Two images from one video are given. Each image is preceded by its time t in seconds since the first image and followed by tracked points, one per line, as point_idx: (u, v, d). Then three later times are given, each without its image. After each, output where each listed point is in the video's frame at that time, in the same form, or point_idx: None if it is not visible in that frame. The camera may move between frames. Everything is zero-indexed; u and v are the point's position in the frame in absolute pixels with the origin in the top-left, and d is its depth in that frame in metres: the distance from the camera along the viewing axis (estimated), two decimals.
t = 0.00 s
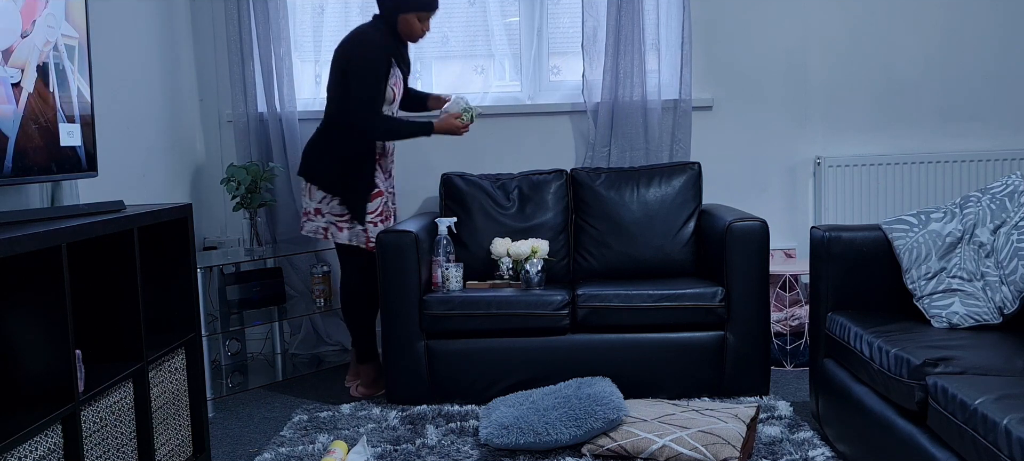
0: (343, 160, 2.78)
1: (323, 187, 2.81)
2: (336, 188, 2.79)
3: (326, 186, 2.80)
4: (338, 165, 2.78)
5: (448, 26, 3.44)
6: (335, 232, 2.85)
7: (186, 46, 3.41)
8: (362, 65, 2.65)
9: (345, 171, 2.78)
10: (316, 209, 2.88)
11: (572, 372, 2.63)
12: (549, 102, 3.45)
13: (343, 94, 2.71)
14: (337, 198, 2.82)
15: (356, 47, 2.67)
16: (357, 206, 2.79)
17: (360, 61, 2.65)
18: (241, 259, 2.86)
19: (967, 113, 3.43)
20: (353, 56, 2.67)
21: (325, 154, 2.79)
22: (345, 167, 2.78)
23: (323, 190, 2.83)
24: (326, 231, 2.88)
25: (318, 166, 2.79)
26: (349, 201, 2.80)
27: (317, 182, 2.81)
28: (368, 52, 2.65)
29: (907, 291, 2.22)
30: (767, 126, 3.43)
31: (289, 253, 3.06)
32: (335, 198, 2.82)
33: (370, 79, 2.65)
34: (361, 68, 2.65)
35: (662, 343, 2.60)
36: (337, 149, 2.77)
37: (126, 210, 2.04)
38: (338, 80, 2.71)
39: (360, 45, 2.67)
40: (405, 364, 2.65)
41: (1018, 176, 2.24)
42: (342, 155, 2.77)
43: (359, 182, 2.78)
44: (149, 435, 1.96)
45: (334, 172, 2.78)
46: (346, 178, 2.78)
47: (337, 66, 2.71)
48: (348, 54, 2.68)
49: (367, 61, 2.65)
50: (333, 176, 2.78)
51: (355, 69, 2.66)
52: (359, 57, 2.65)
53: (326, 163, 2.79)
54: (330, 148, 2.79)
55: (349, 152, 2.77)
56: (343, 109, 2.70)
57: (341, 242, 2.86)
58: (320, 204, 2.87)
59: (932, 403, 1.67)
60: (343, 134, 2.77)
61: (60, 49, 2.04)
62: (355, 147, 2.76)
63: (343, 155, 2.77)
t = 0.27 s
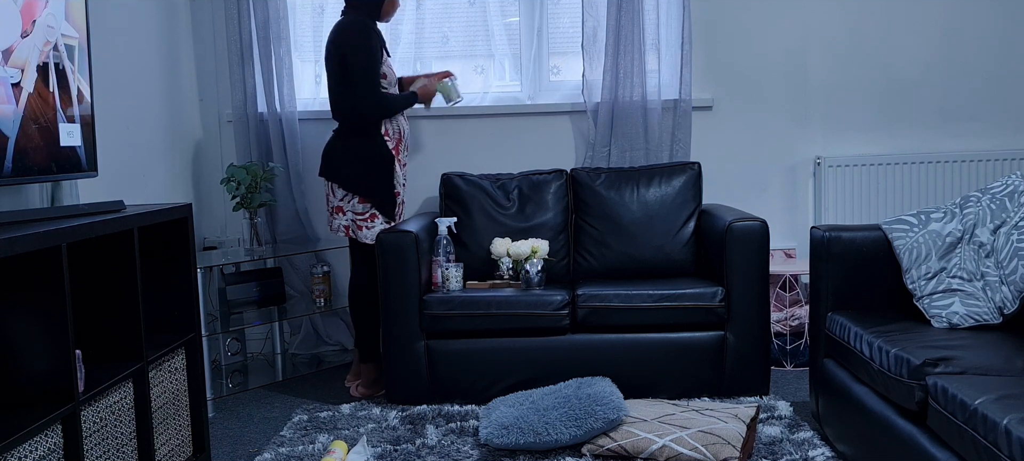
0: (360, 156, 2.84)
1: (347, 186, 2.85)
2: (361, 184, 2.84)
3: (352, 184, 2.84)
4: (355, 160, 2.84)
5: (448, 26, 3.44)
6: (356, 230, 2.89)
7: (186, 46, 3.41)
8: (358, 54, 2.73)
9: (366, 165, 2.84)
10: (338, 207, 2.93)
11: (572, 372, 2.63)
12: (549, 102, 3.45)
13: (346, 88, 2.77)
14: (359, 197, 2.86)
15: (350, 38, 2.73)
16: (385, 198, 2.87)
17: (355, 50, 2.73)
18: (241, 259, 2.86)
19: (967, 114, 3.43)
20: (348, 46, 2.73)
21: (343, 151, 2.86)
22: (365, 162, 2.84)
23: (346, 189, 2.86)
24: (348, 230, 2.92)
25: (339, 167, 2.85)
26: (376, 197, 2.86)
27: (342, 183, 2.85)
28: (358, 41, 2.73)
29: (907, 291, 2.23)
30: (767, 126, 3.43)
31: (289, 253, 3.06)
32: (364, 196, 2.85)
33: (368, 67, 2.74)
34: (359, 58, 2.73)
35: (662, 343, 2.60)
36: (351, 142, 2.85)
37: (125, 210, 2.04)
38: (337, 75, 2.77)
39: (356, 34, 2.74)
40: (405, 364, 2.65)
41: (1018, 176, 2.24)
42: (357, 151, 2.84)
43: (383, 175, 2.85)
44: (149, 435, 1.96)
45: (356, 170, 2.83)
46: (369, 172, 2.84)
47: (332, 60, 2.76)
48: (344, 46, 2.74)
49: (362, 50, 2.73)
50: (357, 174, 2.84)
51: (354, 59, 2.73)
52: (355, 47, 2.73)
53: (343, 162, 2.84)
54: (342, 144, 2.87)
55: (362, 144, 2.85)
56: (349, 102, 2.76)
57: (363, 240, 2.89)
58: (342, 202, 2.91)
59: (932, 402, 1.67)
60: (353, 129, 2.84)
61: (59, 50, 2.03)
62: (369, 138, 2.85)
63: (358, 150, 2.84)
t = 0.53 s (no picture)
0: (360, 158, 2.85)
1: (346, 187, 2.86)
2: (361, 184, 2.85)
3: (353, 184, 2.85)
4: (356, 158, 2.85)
5: (448, 26, 3.44)
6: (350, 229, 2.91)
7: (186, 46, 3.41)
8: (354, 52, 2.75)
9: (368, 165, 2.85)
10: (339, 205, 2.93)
11: (572, 372, 2.63)
12: (549, 102, 3.45)
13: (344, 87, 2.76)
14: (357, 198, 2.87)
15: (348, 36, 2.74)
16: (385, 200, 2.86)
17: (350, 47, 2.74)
18: (241, 259, 2.86)
19: (968, 114, 3.43)
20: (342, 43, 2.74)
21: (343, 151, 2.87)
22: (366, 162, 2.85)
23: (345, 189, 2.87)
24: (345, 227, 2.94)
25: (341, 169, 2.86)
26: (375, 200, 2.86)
27: (343, 183, 2.86)
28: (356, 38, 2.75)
29: (907, 291, 2.23)
30: (767, 126, 3.43)
31: (289, 253, 3.06)
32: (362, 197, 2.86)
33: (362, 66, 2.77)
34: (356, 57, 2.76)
35: (662, 343, 2.60)
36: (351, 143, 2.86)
37: (125, 210, 2.04)
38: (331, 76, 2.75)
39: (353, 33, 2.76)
40: (405, 364, 2.65)
41: (1018, 177, 2.24)
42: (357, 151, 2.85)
43: (383, 175, 2.86)
44: (149, 435, 1.96)
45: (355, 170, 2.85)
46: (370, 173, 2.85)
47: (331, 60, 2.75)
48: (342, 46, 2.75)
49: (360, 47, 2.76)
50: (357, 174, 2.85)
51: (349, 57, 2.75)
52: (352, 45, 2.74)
53: (343, 162, 2.87)
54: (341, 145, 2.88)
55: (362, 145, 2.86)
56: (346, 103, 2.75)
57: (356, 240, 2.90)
58: (340, 201, 2.93)
59: (932, 402, 1.67)
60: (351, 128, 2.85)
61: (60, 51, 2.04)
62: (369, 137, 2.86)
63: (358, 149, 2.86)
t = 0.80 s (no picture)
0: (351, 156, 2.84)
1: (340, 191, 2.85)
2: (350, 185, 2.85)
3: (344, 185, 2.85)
4: (346, 158, 2.84)
5: (448, 26, 3.44)
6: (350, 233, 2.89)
7: (186, 46, 3.41)
8: (351, 51, 2.73)
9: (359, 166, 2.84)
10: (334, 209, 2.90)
11: (572, 372, 2.63)
12: (549, 102, 3.45)
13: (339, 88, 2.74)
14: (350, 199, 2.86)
15: (349, 35, 2.73)
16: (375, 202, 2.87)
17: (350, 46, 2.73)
18: (241, 259, 2.86)
19: (968, 114, 3.43)
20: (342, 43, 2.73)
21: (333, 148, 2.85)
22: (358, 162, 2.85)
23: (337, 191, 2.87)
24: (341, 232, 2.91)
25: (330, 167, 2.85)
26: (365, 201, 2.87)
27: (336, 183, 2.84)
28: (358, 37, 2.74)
29: (907, 291, 2.23)
30: (767, 126, 3.43)
31: (289, 253, 3.06)
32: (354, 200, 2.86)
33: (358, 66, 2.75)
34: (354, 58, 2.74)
35: (662, 343, 2.60)
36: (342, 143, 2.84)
37: (126, 210, 2.04)
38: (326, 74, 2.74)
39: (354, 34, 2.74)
40: (405, 364, 2.65)
41: (1018, 177, 2.24)
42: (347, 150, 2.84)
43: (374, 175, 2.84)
44: (149, 435, 1.96)
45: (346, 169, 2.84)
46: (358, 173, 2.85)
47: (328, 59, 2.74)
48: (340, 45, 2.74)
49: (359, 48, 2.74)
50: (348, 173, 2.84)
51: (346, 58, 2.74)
52: (353, 45, 2.73)
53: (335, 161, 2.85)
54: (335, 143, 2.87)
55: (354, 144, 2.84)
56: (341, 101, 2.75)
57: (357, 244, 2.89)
58: (336, 206, 2.89)
59: (932, 402, 1.67)
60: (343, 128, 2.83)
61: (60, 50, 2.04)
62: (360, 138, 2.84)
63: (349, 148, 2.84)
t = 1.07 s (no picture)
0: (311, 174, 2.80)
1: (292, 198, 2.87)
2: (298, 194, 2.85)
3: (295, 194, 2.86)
4: (301, 178, 2.81)
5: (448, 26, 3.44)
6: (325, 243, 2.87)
7: (185, 46, 3.41)
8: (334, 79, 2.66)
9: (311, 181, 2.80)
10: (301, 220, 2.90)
11: (572, 372, 2.63)
12: (549, 102, 3.45)
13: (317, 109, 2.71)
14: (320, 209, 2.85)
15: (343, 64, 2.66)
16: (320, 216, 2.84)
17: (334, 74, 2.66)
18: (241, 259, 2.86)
19: (968, 114, 3.43)
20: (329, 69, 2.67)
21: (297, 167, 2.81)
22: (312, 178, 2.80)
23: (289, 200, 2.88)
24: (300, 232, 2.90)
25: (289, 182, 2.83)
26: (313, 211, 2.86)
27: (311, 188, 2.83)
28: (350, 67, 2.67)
29: (907, 291, 2.23)
30: (767, 126, 3.43)
31: (289, 253, 3.06)
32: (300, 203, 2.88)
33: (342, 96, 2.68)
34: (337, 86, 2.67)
35: (662, 342, 2.60)
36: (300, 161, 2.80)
37: (126, 210, 2.04)
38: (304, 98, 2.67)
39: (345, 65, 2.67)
40: (405, 364, 2.65)
41: (1018, 177, 2.24)
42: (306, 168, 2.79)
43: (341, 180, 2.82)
44: (149, 434, 1.96)
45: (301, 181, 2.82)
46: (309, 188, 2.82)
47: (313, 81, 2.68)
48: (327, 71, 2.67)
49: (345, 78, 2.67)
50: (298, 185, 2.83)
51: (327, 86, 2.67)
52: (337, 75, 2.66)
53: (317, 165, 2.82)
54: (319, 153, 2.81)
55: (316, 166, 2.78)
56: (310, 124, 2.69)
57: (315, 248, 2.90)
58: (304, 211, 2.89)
59: (932, 403, 1.67)
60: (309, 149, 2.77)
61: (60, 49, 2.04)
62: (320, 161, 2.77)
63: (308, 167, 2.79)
